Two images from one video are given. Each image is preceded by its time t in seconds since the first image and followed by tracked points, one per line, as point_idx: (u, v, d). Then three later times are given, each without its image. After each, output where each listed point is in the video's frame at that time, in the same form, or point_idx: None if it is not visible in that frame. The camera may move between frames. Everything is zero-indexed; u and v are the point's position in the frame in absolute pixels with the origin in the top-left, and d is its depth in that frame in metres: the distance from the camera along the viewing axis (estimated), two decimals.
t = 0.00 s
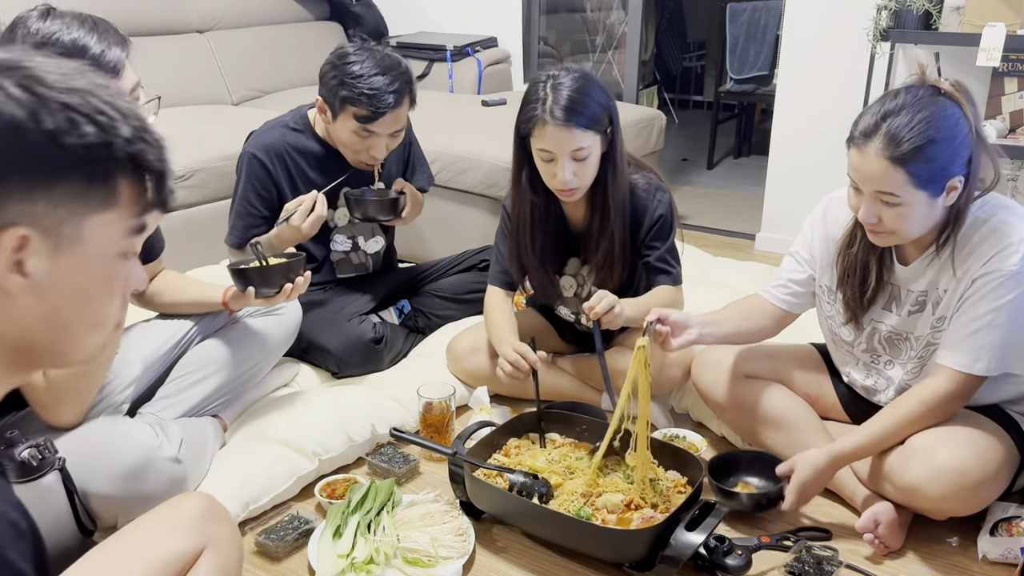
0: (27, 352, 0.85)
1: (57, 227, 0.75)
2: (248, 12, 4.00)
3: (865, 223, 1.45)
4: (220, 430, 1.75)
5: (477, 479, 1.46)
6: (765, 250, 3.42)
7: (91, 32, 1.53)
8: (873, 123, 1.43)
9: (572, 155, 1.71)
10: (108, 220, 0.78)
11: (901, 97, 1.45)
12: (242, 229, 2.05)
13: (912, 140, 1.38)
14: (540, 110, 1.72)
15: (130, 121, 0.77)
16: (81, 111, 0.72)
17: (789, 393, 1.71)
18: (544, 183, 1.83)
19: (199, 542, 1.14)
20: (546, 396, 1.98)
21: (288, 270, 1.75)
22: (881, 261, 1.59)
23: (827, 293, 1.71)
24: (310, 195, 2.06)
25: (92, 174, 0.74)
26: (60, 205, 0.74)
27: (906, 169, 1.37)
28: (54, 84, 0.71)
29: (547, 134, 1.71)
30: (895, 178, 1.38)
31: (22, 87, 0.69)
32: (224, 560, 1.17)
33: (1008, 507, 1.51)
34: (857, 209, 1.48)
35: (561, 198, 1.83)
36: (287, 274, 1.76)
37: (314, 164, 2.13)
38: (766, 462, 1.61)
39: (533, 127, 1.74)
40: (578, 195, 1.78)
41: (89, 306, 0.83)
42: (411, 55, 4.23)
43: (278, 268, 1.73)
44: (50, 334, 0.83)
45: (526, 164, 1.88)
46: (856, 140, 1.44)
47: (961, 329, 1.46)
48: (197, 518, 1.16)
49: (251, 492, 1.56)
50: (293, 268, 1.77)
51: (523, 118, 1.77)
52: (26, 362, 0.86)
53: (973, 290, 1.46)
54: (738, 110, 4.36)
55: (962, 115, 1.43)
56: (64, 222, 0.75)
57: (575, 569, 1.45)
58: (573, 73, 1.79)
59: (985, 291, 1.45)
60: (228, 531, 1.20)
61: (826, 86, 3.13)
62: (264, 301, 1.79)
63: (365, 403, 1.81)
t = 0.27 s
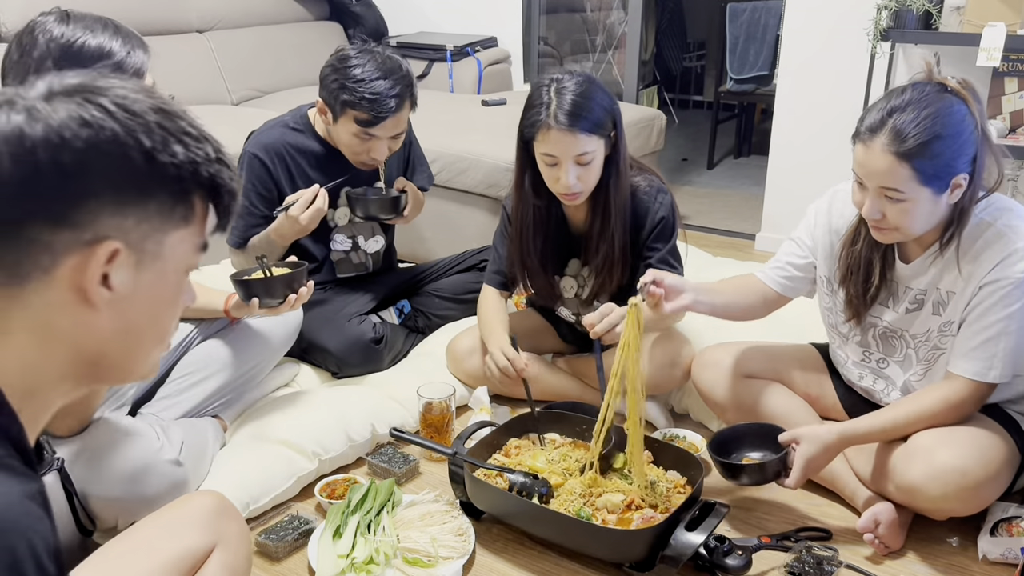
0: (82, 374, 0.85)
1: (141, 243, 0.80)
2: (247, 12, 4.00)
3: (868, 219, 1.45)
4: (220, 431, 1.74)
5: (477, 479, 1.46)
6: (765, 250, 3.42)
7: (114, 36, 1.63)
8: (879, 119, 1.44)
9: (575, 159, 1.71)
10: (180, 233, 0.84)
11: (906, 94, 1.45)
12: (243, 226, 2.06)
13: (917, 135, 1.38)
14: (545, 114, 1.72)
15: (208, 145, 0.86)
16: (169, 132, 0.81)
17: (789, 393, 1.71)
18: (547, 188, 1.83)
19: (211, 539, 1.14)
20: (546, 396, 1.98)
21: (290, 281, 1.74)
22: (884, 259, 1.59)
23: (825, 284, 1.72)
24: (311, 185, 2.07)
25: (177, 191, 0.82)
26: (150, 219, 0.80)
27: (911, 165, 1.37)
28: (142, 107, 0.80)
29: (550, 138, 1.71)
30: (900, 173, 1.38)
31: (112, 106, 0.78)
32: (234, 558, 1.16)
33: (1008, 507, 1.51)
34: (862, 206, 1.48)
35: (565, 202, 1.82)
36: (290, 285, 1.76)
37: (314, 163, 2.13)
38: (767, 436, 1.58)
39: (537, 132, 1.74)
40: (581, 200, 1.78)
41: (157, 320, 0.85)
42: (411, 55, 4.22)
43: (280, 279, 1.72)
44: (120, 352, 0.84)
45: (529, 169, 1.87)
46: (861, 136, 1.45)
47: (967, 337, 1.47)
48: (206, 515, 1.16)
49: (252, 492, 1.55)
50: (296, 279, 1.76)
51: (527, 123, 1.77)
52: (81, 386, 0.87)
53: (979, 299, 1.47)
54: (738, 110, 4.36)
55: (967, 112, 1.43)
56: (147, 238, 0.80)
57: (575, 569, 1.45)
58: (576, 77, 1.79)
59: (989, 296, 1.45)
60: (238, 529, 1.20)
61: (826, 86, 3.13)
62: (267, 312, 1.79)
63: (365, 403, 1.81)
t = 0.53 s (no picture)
0: (103, 389, 0.86)
1: (168, 259, 0.82)
2: (248, 12, 4.01)
3: (873, 216, 1.45)
4: (220, 431, 1.74)
5: (477, 479, 1.46)
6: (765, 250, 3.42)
7: (129, 40, 1.65)
8: (886, 116, 1.44)
9: (579, 159, 1.71)
10: (206, 252, 0.86)
11: (914, 91, 1.45)
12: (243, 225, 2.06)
13: (923, 132, 1.38)
14: (549, 114, 1.72)
15: (238, 163, 0.88)
16: (201, 150, 0.84)
17: (789, 393, 1.71)
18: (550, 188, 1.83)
19: (209, 540, 1.14)
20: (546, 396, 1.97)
21: (293, 284, 1.75)
22: (889, 258, 1.59)
23: (829, 279, 1.72)
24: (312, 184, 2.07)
25: (206, 208, 0.84)
26: (179, 235, 0.82)
27: (916, 162, 1.37)
28: (171, 123, 0.83)
29: (554, 138, 1.71)
30: (906, 170, 1.38)
31: (143, 121, 0.80)
32: (232, 560, 1.16)
33: (1008, 507, 1.50)
34: (865, 203, 1.48)
35: (567, 202, 1.82)
36: (292, 287, 1.76)
37: (314, 163, 2.13)
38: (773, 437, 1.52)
39: (540, 132, 1.73)
40: (584, 199, 1.78)
41: (179, 337, 0.87)
42: (411, 55, 4.22)
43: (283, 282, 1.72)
44: (142, 367, 0.86)
45: (531, 169, 1.87)
46: (868, 132, 1.45)
47: (970, 340, 1.47)
48: (205, 515, 1.16)
49: (252, 492, 1.55)
50: (298, 282, 1.76)
51: (531, 123, 1.76)
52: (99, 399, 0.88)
53: (981, 302, 1.47)
54: (738, 110, 4.36)
55: (974, 110, 1.43)
56: (174, 255, 0.82)
57: (575, 569, 1.45)
58: (579, 78, 1.79)
59: (991, 299, 1.45)
60: (236, 531, 1.20)
61: (827, 86, 3.13)
62: (269, 315, 1.79)
63: (365, 403, 1.81)
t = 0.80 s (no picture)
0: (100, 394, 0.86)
1: (164, 264, 0.82)
2: (248, 12, 4.01)
3: (876, 212, 1.45)
4: (220, 431, 1.74)
5: (476, 479, 1.46)
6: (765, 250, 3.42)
7: (134, 42, 1.64)
8: (891, 112, 1.44)
9: (583, 161, 1.71)
10: (203, 258, 0.86)
11: (919, 88, 1.45)
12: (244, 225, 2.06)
13: (927, 128, 1.38)
14: (552, 115, 1.71)
15: (239, 166, 0.88)
16: (198, 154, 0.83)
17: (789, 393, 1.72)
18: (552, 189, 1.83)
19: (209, 539, 1.14)
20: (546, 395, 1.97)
21: (295, 285, 1.75)
22: (892, 257, 1.59)
23: (834, 274, 1.72)
24: (312, 184, 2.07)
25: (205, 213, 0.84)
26: (176, 241, 0.82)
27: (921, 157, 1.37)
28: (169, 127, 0.82)
29: (558, 141, 1.71)
30: (910, 166, 1.38)
31: (142, 126, 0.81)
32: (232, 560, 1.16)
33: (1008, 507, 1.50)
34: (869, 199, 1.48)
35: (569, 203, 1.83)
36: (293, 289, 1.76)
37: (315, 163, 2.13)
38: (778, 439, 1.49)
39: (543, 133, 1.73)
40: (587, 202, 1.78)
41: (177, 342, 0.87)
42: (411, 55, 4.22)
43: (284, 283, 1.72)
44: (139, 372, 0.86)
45: (534, 171, 1.87)
46: (873, 128, 1.45)
47: (971, 342, 1.47)
48: (205, 515, 1.15)
49: (252, 492, 1.55)
50: (300, 282, 1.76)
51: (534, 123, 1.76)
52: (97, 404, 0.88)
53: (982, 305, 1.47)
54: (738, 110, 4.36)
55: (979, 106, 1.43)
56: (172, 260, 0.82)
57: (575, 569, 1.45)
58: (582, 79, 1.78)
59: (992, 301, 1.45)
60: (237, 531, 1.20)
61: (827, 86, 3.13)
62: (271, 316, 1.78)
63: (365, 403, 1.81)
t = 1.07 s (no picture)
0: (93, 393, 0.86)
1: (162, 259, 0.82)
2: (247, 12, 4.00)
3: (882, 209, 1.45)
4: (220, 431, 1.74)
5: (477, 480, 1.45)
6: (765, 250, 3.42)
7: (141, 42, 1.64)
8: (898, 110, 1.43)
9: (587, 162, 1.71)
10: (198, 253, 0.86)
11: (926, 86, 1.44)
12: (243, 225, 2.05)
13: (934, 126, 1.38)
14: (555, 116, 1.71)
15: (233, 163, 0.89)
16: (195, 148, 0.84)
17: (789, 392, 1.71)
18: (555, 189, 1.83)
19: (208, 540, 1.13)
20: (546, 395, 1.97)
21: (296, 285, 1.74)
22: (895, 257, 1.58)
23: (837, 272, 1.71)
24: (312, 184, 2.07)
25: (202, 207, 0.85)
26: (174, 235, 0.82)
27: (927, 155, 1.37)
28: (168, 122, 0.83)
29: (562, 141, 1.70)
30: (917, 164, 1.38)
31: (140, 120, 0.81)
32: (232, 561, 1.16)
33: (1008, 507, 1.50)
34: (875, 197, 1.48)
35: (570, 203, 1.83)
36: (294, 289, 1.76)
37: (315, 163, 2.12)
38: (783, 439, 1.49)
39: (546, 133, 1.73)
40: (589, 202, 1.78)
41: (172, 338, 0.87)
42: (411, 54, 4.22)
43: (285, 283, 1.72)
44: (135, 369, 0.86)
45: (536, 172, 1.86)
46: (880, 126, 1.44)
47: (974, 344, 1.47)
48: (204, 515, 1.15)
49: (252, 493, 1.55)
50: (301, 282, 1.76)
51: (537, 123, 1.76)
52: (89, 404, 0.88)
53: (987, 306, 1.47)
54: (738, 110, 4.35)
55: (987, 105, 1.42)
56: (169, 255, 0.82)
57: (575, 569, 1.44)
58: (585, 78, 1.77)
59: (997, 303, 1.45)
60: (235, 531, 1.19)
61: (829, 86, 3.12)
62: (272, 316, 1.78)
63: (365, 404, 1.81)
